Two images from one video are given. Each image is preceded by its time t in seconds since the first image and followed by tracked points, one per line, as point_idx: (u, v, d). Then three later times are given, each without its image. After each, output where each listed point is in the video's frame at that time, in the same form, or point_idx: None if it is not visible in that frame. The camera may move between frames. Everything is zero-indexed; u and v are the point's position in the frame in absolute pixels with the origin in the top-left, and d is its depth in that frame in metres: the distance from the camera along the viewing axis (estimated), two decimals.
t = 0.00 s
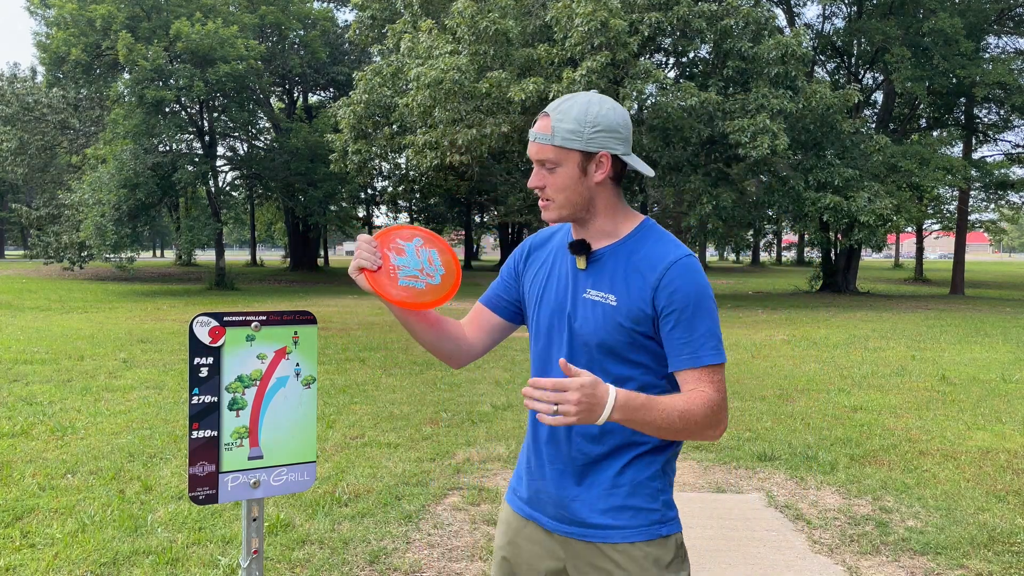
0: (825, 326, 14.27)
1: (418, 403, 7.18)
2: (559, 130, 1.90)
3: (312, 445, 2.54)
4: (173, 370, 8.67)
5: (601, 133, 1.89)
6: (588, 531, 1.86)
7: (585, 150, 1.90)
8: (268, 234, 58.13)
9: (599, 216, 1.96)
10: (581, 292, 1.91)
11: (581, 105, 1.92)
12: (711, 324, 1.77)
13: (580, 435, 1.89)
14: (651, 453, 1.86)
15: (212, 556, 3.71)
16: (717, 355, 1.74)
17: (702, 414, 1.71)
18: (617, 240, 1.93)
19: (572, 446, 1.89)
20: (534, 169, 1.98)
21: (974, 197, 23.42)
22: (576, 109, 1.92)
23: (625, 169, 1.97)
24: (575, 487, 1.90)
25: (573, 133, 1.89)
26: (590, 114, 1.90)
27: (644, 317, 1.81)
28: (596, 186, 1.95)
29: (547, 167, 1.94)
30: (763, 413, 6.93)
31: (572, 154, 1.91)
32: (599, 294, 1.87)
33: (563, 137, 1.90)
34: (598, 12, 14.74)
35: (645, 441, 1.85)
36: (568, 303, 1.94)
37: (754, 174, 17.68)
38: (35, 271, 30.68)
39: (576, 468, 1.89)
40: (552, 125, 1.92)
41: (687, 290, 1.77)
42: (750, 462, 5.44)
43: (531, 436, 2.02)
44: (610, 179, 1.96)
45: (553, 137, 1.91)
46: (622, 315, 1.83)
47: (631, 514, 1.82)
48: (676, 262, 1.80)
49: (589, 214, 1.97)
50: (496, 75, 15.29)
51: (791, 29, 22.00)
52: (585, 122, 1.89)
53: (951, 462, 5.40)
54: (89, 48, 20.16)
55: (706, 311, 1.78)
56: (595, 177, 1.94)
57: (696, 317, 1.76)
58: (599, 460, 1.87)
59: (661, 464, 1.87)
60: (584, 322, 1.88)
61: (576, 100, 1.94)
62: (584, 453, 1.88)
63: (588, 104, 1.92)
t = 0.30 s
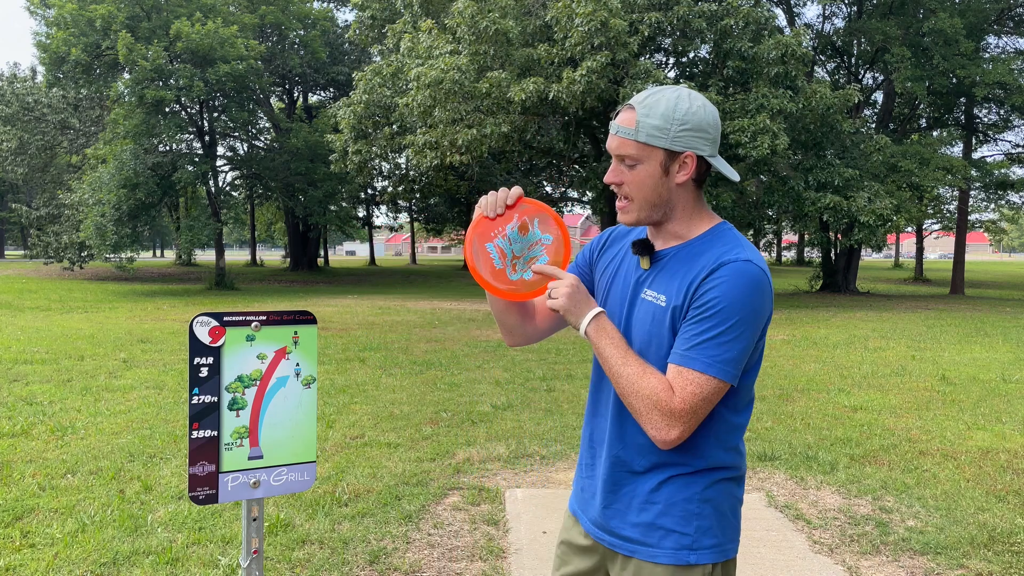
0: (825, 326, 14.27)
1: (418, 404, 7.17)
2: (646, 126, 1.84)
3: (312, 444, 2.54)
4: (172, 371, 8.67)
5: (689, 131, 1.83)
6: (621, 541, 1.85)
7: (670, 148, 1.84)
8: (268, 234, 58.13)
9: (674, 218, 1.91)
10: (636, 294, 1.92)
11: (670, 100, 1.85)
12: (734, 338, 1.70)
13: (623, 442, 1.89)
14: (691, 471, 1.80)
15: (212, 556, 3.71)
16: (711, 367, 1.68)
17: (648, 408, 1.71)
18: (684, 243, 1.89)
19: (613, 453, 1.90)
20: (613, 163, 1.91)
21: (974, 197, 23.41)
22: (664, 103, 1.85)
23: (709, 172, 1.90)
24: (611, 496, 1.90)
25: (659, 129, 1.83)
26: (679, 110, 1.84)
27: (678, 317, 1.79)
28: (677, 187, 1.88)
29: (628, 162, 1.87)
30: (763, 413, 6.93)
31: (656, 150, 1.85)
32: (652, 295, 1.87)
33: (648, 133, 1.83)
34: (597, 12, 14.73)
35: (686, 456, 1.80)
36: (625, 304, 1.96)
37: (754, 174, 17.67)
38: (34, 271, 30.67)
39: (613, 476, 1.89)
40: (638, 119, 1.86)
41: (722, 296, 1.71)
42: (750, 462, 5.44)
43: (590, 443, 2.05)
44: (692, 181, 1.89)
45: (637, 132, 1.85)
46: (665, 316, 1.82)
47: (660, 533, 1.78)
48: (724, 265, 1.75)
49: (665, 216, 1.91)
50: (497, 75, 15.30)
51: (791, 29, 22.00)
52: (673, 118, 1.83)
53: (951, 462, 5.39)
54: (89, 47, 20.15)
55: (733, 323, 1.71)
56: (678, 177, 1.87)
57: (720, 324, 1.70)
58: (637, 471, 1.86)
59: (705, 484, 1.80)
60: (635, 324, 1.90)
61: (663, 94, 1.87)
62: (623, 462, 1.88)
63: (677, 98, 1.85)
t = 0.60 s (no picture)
0: (825, 326, 14.26)
1: (418, 404, 7.17)
2: (662, 119, 1.83)
3: (312, 444, 2.54)
4: (173, 370, 8.67)
5: (697, 125, 1.86)
6: (654, 552, 1.81)
7: (683, 141, 1.84)
8: (268, 235, 58.12)
9: (681, 215, 1.91)
10: (646, 302, 1.88)
11: (674, 98, 1.87)
12: (760, 337, 1.71)
13: (646, 452, 1.85)
14: (719, 473, 1.79)
15: (212, 556, 3.71)
16: (745, 371, 1.69)
17: (684, 419, 1.68)
18: (689, 245, 1.88)
19: (639, 464, 1.86)
20: (624, 163, 1.86)
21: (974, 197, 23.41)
22: (670, 100, 1.86)
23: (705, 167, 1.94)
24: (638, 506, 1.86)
25: (675, 123, 1.83)
26: (685, 106, 1.87)
27: (700, 322, 1.78)
28: (686, 183, 1.90)
29: (644, 159, 1.84)
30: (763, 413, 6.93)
31: (671, 145, 1.84)
32: (665, 302, 1.84)
33: (666, 126, 1.82)
34: (598, 12, 14.72)
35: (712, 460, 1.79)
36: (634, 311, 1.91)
37: (754, 174, 17.66)
38: (34, 271, 30.67)
39: (639, 487, 1.85)
40: (653, 114, 1.84)
41: (746, 296, 1.71)
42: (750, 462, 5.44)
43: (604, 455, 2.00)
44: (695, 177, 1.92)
45: (655, 127, 1.82)
46: (685, 322, 1.79)
47: (695, 538, 1.76)
48: (741, 265, 1.75)
49: (673, 214, 1.90)
50: (496, 75, 15.31)
51: (791, 29, 21.98)
52: (683, 114, 1.85)
53: (951, 462, 5.39)
54: (89, 47, 20.16)
55: (759, 322, 1.72)
56: (687, 172, 1.88)
57: (747, 326, 1.70)
58: (667, 480, 1.82)
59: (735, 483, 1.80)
60: (650, 332, 1.85)
61: (668, 92, 1.88)
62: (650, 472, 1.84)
63: (679, 97, 1.88)
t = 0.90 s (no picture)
0: (826, 326, 14.26)
1: (417, 404, 7.17)
2: (641, 122, 1.85)
3: (312, 444, 2.53)
4: (173, 371, 8.66)
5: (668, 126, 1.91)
6: (683, 557, 1.79)
7: (661, 140, 1.87)
8: (268, 235, 58.13)
9: (672, 216, 1.91)
10: (651, 309, 1.86)
11: (644, 105, 1.91)
12: (773, 329, 1.72)
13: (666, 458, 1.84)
14: (741, 473, 1.80)
15: (212, 556, 3.70)
16: (766, 363, 1.69)
17: (712, 420, 1.68)
18: (680, 250, 1.86)
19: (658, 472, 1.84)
20: (613, 170, 1.85)
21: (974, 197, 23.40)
22: (641, 104, 1.91)
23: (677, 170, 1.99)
24: (665, 515, 1.84)
25: (651, 123, 1.86)
26: (654, 111, 1.92)
27: (710, 323, 1.77)
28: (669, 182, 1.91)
29: (632, 162, 1.84)
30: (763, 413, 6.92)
31: (652, 144, 1.86)
32: (671, 309, 1.82)
33: (646, 127, 1.85)
34: (598, 12, 14.71)
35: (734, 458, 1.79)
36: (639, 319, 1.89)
37: (754, 174, 17.64)
38: (34, 271, 30.67)
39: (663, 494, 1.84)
40: (631, 118, 1.85)
41: (754, 289, 1.71)
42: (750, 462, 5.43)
43: (620, 466, 1.97)
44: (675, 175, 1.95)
45: (637, 128, 1.84)
46: (695, 326, 1.78)
47: (726, 540, 1.76)
48: (743, 259, 1.75)
49: (666, 215, 1.89)
50: (496, 75, 15.32)
51: (791, 29, 21.97)
52: (656, 114, 1.89)
53: (951, 462, 5.39)
54: (89, 47, 20.16)
55: (773, 313, 1.72)
56: (668, 170, 1.91)
57: (760, 318, 1.70)
58: (691, 484, 1.81)
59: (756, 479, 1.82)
60: (659, 339, 1.83)
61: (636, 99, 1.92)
62: (673, 478, 1.83)
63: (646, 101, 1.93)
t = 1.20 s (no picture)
0: (826, 326, 14.25)
1: (418, 404, 7.17)
2: (636, 128, 1.85)
3: (313, 444, 2.53)
4: (173, 371, 8.67)
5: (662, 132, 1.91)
6: (694, 558, 1.79)
7: (656, 145, 1.87)
8: (268, 235, 58.11)
9: (671, 220, 1.91)
10: (654, 312, 1.86)
11: (637, 111, 1.91)
12: (774, 326, 1.71)
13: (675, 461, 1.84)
14: (748, 472, 1.81)
15: (212, 556, 3.70)
16: (769, 360, 1.69)
17: (715, 420, 1.69)
18: (679, 253, 1.86)
19: (667, 475, 1.85)
20: (609, 176, 1.85)
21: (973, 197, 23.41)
22: (635, 110, 1.90)
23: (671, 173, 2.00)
24: (674, 518, 1.84)
25: (646, 129, 1.86)
26: (648, 116, 1.91)
27: (712, 324, 1.77)
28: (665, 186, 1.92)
29: (628, 168, 1.84)
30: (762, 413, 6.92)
31: (647, 149, 1.86)
32: (673, 312, 1.82)
33: (641, 133, 1.85)
34: (598, 11, 14.70)
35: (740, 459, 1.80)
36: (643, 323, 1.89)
37: (754, 174, 17.63)
38: (34, 271, 30.67)
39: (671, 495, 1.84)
40: (625, 123, 1.85)
41: (754, 287, 1.71)
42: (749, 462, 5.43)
43: (630, 469, 1.97)
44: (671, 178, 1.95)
45: (632, 135, 1.84)
46: (698, 328, 1.78)
47: (736, 540, 1.76)
48: (741, 258, 1.75)
49: (662, 220, 1.90)
50: (496, 75, 15.32)
51: (791, 29, 21.96)
52: (650, 120, 1.89)
53: (951, 462, 5.39)
54: (89, 47, 20.17)
55: (774, 311, 1.71)
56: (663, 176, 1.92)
57: (760, 316, 1.69)
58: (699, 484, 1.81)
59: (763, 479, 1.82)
60: (663, 342, 1.83)
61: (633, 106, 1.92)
62: (681, 479, 1.83)
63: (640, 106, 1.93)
